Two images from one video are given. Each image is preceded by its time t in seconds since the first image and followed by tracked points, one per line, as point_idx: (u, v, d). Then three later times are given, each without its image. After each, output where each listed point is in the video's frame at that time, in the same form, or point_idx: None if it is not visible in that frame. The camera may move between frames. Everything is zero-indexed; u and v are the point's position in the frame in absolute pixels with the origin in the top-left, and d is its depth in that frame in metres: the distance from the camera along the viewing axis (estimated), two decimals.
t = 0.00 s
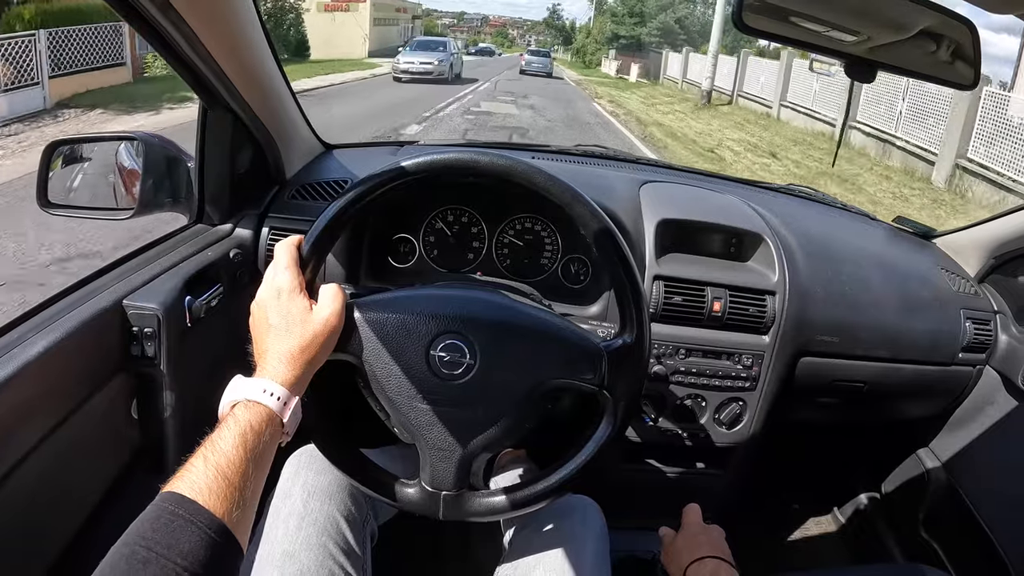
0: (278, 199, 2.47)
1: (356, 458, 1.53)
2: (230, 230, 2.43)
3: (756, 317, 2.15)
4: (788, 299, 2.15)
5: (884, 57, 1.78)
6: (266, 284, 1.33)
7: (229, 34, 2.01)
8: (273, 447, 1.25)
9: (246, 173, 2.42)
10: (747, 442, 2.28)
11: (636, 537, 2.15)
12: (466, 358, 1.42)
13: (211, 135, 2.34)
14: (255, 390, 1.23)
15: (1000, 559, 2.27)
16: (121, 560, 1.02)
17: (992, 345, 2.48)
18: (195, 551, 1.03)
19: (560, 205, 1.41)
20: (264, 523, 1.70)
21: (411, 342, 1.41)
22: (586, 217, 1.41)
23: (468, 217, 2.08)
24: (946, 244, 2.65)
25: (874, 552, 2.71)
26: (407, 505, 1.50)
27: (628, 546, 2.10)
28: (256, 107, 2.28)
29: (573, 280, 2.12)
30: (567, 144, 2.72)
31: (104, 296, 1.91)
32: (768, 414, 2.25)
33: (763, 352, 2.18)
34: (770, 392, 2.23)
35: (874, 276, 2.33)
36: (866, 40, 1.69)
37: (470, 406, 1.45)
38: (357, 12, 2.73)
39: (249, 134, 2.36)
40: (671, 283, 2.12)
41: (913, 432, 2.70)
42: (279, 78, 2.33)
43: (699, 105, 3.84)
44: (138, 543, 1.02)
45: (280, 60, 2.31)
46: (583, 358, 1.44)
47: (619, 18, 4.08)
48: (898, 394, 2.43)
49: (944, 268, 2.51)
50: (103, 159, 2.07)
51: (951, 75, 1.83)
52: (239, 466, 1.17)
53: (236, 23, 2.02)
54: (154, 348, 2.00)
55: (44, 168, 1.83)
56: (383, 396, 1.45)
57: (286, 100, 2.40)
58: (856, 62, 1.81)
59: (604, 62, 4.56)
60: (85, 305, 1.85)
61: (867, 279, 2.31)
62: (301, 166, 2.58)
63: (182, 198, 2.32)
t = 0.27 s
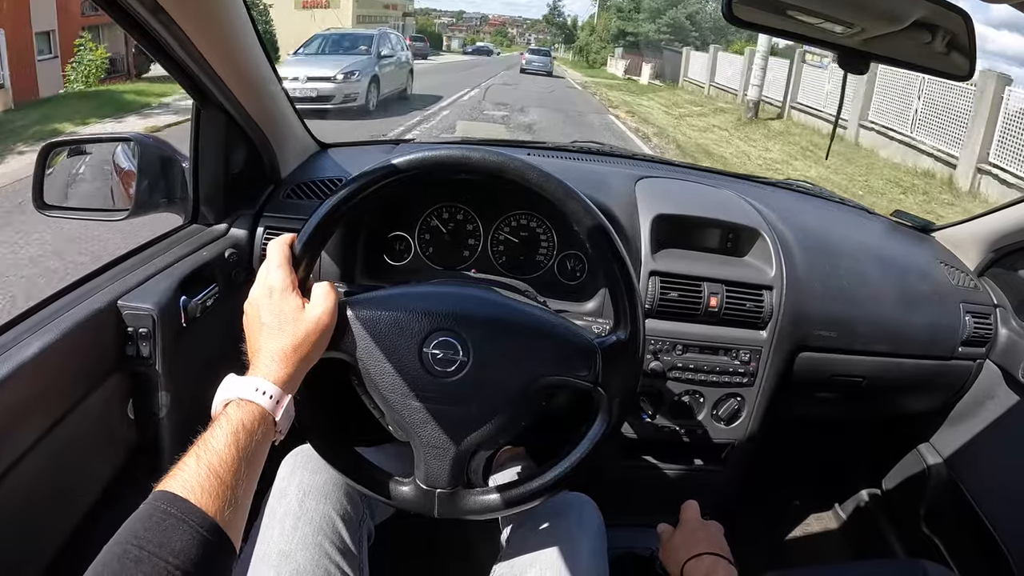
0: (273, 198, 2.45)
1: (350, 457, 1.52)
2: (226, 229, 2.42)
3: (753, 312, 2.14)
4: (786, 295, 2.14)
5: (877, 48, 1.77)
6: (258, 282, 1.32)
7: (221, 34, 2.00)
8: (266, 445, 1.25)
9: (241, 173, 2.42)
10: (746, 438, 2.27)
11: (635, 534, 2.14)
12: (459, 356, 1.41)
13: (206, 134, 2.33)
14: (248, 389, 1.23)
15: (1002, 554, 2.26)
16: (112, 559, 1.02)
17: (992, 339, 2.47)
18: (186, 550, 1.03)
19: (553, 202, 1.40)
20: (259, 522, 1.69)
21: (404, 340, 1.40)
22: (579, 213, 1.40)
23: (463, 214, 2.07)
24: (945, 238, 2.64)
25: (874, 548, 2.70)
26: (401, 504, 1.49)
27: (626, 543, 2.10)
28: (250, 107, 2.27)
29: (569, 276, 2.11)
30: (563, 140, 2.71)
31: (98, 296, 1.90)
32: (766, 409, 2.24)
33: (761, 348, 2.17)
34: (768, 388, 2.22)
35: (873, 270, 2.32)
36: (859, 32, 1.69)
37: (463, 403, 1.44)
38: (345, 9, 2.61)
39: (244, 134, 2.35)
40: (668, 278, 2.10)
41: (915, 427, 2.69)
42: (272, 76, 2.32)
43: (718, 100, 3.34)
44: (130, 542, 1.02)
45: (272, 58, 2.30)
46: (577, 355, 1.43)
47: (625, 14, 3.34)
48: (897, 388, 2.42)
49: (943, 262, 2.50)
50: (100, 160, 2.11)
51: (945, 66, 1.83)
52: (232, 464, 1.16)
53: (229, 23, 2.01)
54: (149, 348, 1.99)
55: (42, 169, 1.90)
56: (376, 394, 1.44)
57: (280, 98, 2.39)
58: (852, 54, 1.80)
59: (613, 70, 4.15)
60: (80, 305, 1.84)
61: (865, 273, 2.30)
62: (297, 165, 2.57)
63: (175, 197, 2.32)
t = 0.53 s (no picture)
0: (278, 199, 2.48)
1: (359, 457, 1.53)
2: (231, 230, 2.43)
3: (756, 313, 2.16)
4: (787, 296, 2.16)
5: (880, 53, 1.79)
6: (268, 283, 1.34)
7: (228, 36, 2.01)
8: (276, 446, 1.26)
9: (246, 175, 2.43)
10: (748, 438, 2.29)
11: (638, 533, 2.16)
12: (467, 357, 1.43)
13: (210, 136, 2.34)
14: (259, 389, 1.25)
15: (1001, 553, 2.28)
16: (127, 558, 1.02)
17: (991, 339, 2.49)
18: (200, 549, 1.04)
19: (560, 205, 1.41)
20: (268, 522, 1.70)
21: (413, 341, 1.42)
22: (587, 216, 1.42)
23: (468, 215, 2.08)
24: (945, 239, 2.66)
25: (875, 547, 2.72)
26: (409, 503, 1.51)
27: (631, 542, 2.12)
28: (255, 108, 2.29)
29: (573, 278, 2.13)
30: (566, 141, 2.73)
31: (106, 298, 1.92)
32: (768, 409, 2.26)
33: (763, 348, 2.19)
34: (770, 388, 2.24)
35: (874, 271, 2.34)
36: (862, 37, 1.71)
37: (471, 404, 1.45)
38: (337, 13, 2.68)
39: (248, 135, 2.37)
40: (671, 279, 2.12)
41: (915, 427, 2.71)
42: (277, 77, 2.33)
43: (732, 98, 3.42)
44: (144, 541, 1.03)
45: (277, 60, 2.31)
46: (583, 357, 1.44)
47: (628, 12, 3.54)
48: (897, 388, 2.44)
49: (943, 263, 2.52)
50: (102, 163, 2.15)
51: (948, 71, 1.85)
52: (243, 464, 1.18)
53: (235, 24, 2.02)
54: (157, 349, 2.01)
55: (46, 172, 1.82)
56: (385, 395, 1.46)
57: (284, 99, 2.40)
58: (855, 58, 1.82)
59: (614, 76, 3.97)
60: (88, 307, 1.86)
61: (866, 274, 2.32)
62: (301, 166, 2.59)
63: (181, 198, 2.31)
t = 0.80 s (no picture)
0: (270, 197, 2.46)
1: (350, 453, 1.51)
2: (223, 228, 2.42)
3: (753, 306, 2.13)
4: (785, 289, 2.14)
5: (876, 40, 1.76)
6: (258, 274, 1.32)
7: (217, 31, 1.98)
8: (265, 438, 1.24)
9: (238, 172, 2.41)
10: (746, 433, 2.27)
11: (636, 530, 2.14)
12: (458, 352, 1.41)
13: (203, 133, 2.32)
14: (246, 382, 1.23)
15: (1004, 547, 2.26)
16: (114, 554, 1.02)
17: (992, 332, 2.47)
18: (187, 544, 1.03)
19: (554, 199, 1.39)
20: (260, 521, 1.68)
21: (403, 335, 1.40)
22: (580, 211, 1.39)
23: (461, 210, 2.06)
24: (944, 231, 2.63)
25: (876, 542, 2.70)
26: (399, 500, 1.49)
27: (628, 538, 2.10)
28: (247, 107, 2.27)
29: (568, 272, 2.11)
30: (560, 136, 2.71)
31: (97, 296, 1.90)
32: (766, 403, 2.24)
33: (761, 342, 2.17)
34: (768, 382, 2.21)
35: (872, 263, 2.32)
36: (858, 24, 1.68)
37: (461, 399, 1.43)
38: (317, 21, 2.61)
39: (240, 132, 2.34)
40: (667, 273, 2.10)
41: (916, 421, 2.68)
42: (269, 75, 2.31)
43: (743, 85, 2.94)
44: (130, 537, 1.02)
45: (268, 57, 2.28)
46: (576, 353, 1.42)
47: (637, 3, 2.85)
48: (897, 382, 2.42)
49: (943, 255, 2.49)
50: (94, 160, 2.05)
51: (944, 59, 1.82)
52: (231, 457, 1.16)
53: (224, 22, 2.00)
54: (148, 348, 1.98)
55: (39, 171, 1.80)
56: (374, 389, 1.44)
57: (276, 97, 2.38)
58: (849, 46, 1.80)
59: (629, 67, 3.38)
60: (78, 306, 1.84)
61: (864, 266, 2.29)
62: (293, 163, 2.57)
63: (173, 196, 2.31)
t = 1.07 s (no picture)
0: (267, 198, 2.46)
1: (351, 454, 1.51)
2: (221, 231, 2.41)
3: (752, 300, 2.13)
4: (784, 283, 2.13)
5: (872, 32, 1.76)
6: (257, 271, 1.32)
7: (210, 34, 1.98)
8: (265, 435, 1.24)
9: (234, 173, 2.40)
10: (747, 428, 2.27)
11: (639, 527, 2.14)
12: (457, 351, 1.41)
13: (198, 135, 2.31)
14: (245, 378, 1.22)
15: (1006, 537, 2.26)
16: (113, 554, 1.03)
17: (991, 323, 2.47)
18: (187, 541, 1.04)
19: (555, 199, 1.38)
20: (263, 524, 1.68)
21: (402, 335, 1.40)
22: (580, 212, 1.39)
23: (459, 209, 2.06)
24: (942, 222, 2.63)
25: (878, 534, 2.70)
26: (399, 499, 1.49)
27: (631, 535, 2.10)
28: (242, 109, 2.27)
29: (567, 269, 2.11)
30: (557, 133, 2.70)
31: (95, 302, 1.89)
32: (767, 397, 2.23)
33: (760, 336, 2.16)
34: (769, 376, 2.21)
35: (870, 255, 2.32)
36: (853, 16, 1.68)
37: (460, 399, 1.43)
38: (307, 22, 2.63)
39: (235, 133, 2.33)
40: (665, 268, 2.10)
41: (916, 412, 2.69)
42: (263, 76, 2.30)
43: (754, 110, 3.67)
44: (129, 536, 1.03)
45: (261, 58, 2.27)
46: (574, 354, 1.42)
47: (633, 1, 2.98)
48: (898, 374, 2.42)
49: (941, 246, 2.49)
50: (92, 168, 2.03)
51: (939, 49, 1.82)
52: (231, 454, 1.16)
53: (218, 24, 1.99)
54: (147, 353, 1.98)
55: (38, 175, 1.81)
56: (373, 389, 1.44)
57: (271, 98, 2.37)
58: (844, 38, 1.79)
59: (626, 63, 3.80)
60: (77, 312, 1.84)
61: (863, 259, 2.29)
62: (290, 164, 2.56)
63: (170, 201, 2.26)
